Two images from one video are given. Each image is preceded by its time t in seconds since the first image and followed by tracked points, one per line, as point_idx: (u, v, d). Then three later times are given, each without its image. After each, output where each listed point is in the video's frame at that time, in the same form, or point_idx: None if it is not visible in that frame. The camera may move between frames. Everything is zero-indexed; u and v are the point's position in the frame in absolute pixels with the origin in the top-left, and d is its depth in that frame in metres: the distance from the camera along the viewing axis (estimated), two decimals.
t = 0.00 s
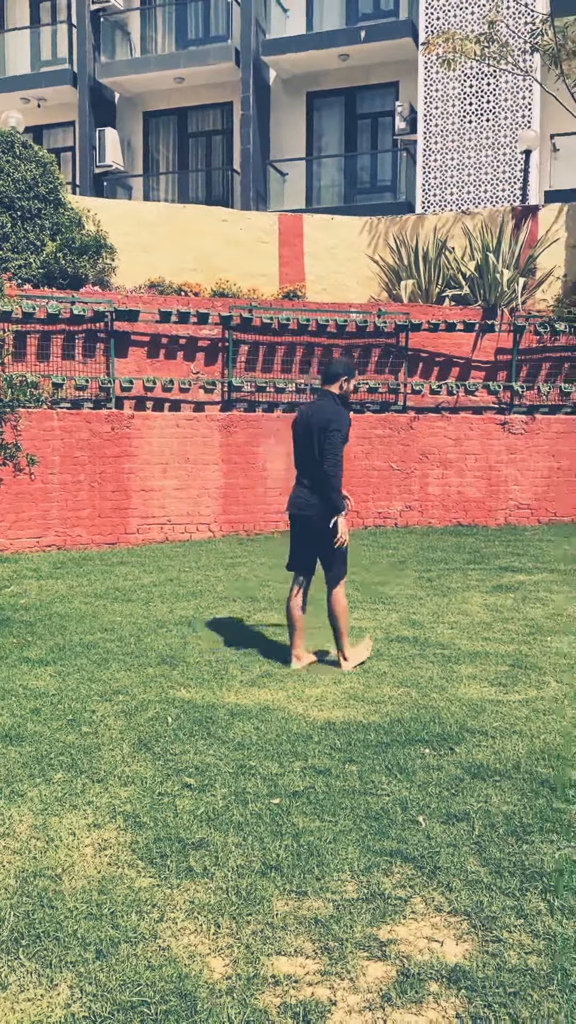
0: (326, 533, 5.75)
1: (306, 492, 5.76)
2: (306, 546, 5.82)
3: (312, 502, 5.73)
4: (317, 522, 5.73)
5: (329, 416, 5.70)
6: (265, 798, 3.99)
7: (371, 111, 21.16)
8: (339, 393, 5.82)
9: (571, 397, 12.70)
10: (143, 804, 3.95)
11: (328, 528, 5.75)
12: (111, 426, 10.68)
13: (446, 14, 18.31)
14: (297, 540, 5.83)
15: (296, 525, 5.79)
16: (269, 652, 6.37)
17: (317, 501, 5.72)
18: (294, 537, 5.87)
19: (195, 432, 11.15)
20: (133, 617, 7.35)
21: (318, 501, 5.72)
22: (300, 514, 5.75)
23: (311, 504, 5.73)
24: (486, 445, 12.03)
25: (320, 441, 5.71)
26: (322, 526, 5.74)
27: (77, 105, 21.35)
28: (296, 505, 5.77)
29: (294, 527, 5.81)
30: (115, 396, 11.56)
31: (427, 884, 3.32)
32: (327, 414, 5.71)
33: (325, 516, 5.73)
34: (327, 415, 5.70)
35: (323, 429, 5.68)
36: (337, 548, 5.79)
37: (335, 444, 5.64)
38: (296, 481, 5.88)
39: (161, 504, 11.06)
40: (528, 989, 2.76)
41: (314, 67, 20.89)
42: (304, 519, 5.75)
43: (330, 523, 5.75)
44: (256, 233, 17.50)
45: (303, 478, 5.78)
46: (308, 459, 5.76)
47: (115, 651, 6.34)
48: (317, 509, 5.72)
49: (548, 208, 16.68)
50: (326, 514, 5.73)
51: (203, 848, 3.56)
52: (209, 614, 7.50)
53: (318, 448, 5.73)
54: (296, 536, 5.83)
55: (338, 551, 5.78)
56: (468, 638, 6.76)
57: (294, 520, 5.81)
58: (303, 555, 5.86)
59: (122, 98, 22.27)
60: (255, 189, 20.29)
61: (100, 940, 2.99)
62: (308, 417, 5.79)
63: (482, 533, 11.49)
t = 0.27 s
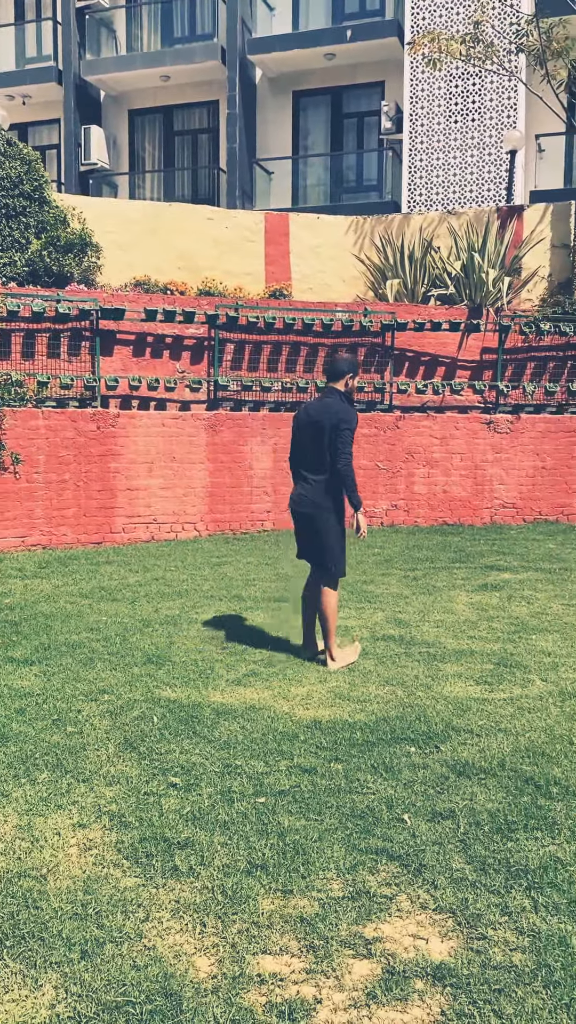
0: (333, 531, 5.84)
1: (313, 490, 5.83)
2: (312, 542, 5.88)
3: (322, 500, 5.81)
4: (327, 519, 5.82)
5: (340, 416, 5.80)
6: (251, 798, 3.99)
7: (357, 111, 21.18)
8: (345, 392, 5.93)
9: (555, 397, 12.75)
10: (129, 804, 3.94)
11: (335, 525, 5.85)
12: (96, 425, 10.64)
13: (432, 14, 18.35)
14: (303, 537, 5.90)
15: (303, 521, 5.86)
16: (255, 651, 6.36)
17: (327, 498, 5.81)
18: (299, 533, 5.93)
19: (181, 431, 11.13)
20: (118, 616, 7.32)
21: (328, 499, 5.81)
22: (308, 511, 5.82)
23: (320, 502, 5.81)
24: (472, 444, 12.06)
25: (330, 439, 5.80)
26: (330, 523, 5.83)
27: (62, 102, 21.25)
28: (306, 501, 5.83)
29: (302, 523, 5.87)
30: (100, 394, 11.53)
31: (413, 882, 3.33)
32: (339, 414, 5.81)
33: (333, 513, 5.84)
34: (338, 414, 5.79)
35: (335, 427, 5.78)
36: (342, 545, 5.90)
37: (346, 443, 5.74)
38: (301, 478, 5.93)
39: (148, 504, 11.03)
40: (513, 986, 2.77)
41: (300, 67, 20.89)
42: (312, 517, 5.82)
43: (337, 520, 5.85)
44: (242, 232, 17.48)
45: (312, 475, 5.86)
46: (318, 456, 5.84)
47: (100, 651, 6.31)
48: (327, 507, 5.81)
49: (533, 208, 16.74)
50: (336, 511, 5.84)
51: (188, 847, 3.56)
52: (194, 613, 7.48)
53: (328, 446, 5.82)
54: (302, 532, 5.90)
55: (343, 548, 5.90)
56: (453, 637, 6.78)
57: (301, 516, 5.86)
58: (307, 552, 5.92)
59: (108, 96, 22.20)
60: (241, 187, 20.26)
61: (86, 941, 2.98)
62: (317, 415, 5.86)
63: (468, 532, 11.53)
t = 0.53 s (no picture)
0: (331, 528, 5.85)
1: (310, 489, 5.85)
2: (310, 540, 5.87)
3: (319, 498, 5.83)
4: (325, 517, 5.83)
5: (333, 415, 5.84)
6: (236, 798, 3.98)
7: (343, 110, 21.20)
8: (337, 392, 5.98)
9: (540, 397, 12.80)
10: (113, 804, 3.93)
11: (333, 522, 5.87)
12: (81, 424, 10.61)
13: (417, 14, 18.38)
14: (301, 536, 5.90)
15: (301, 520, 5.87)
16: (240, 650, 6.36)
17: (324, 496, 5.83)
18: (296, 533, 5.92)
19: (166, 430, 11.10)
20: (103, 616, 7.30)
21: (325, 497, 5.83)
22: (306, 510, 5.82)
23: (317, 500, 5.83)
24: (457, 444, 12.10)
25: (324, 439, 5.84)
26: (328, 521, 5.85)
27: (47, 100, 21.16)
28: (303, 500, 5.84)
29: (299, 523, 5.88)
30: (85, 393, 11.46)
31: (397, 880, 3.34)
32: (331, 413, 5.85)
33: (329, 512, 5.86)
34: (331, 412, 5.84)
35: (327, 426, 5.82)
36: (339, 542, 5.92)
37: (339, 441, 5.79)
38: (297, 477, 5.94)
39: (133, 503, 11.01)
40: (497, 983, 2.78)
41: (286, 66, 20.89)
42: (310, 515, 5.83)
43: (334, 518, 5.87)
44: (228, 231, 17.45)
45: (307, 475, 5.87)
46: (312, 456, 5.86)
47: (85, 651, 6.29)
48: (325, 505, 5.83)
49: (517, 209, 16.81)
50: (334, 509, 5.86)
51: (173, 847, 3.55)
52: (179, 613, 7.46)
53: (321, 445, 5.85)
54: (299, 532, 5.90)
55: (339, 546, 5.92)
56: (437, 636, 6.79)
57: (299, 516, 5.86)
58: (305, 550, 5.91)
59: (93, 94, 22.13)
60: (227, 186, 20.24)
61: (70, 942, 2.97)
62: (310, 415, 5.90)
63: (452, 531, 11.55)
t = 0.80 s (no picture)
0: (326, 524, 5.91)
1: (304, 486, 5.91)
2: (308, 536, 5.96)
3: (312, 495, 5.89)
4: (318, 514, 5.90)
5: (323, 413, 5.84)
6: (220, 797, 3.98)
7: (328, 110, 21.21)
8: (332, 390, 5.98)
9: (523, 397, 12.86)
10: (96, 804, 3.92)
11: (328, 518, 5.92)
12: (65, 424, 10.58)
13: (402, 14, 18.41)
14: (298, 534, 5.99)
15: (296, 517, 5.96)
16: (225, 650, 6.35)
17: (316, 494, 5.88)
18: (293, 529, 6.03)
19: (150, 429, 11.07)
20: (86, 616, 7.27)
21: (318, 494, 5.88)
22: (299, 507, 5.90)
23: (311, 497, 5.89)
24: (441, 443, 12.13)
25: (315, 437, 5.86)
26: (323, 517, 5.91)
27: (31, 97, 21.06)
28: (297, 498, 5.92)
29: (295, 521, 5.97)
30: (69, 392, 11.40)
31: (380, 879, 3.35)
32: (322, 410, 5.85)
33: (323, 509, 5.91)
34: (322, 411, 5.85)
35: (318, 424, 5.83)
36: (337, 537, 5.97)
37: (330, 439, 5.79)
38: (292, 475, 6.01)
39: (117, 503, 10.98)
40: (480, 981, 2.79)
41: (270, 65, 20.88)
42: (304, 512, 5.91)
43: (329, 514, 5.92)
44: (212, 230, 17.42)
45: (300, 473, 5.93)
46: (304, 454, 5.90)
47: (68, 651, 6.26)
48: (318, 502, 5.89)
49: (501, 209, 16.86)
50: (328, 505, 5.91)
51: (156, 847, 3.55)
52: (163, 613, 7.43)
53: (313, 443, 5.88)
54: (295, 529, 5.98)
55: (338, 541, 5.96)
56: (421, 635, 6.81)
57: (294, 513, 5.95)
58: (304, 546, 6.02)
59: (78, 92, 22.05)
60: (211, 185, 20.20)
61: (52, 943, 2.96)
62: (303, 413, 5.93)
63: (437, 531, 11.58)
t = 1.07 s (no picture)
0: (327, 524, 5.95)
1: (307, 485, 5.93)
2: (307, 534, 5.99)
3: (315, 495, 5.91)
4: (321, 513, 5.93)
5: (331, 414, 5.83)
6: (203, 797, 3.97)
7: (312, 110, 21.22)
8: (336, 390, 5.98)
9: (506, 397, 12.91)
10: (78, 804, 3.91)
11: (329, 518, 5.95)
12: (48, 423, 10.54)
13: (386, 14, 18.43)
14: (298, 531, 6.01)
15: (297, 515, 5.98)
16: (208, 650, 6.34)
17: (320, 493, 5.91)
18: (293, 526, 6.05)
19: (134, 428, 11.04)
20: (69, 616, 7.23)
21: (321, 494, 5.91)
22: (301, 505, 5.93)
23: (314, 496, 5.91)
24: (424, 443, 12.17)
25: (322, 437, 5.85)
26: (324, 517, 5.94)
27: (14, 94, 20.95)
28: (299, 496, 5.94)
29: (296, 518, 5.98)
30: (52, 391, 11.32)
31: (363, 878, 3.35)
32: (330, 411, 5.84)
33: (326, 508, 5.93)
34: (329, 412, 5.84)
35: (325, 425, 5.83)
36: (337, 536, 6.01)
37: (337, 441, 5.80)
38: (295, 472, 6.02)
39: (101, 502, 10.94)
40: (462, 979, 2.80)
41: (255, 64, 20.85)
42: (305, 511, 5.94)
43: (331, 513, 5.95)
44: (196, 228, 17.37)
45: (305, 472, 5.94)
46: (310, 453, 5.90)
47: (50, 651, 6.23)
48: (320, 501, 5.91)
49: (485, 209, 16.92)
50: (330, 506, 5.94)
51: (139, 848, 3.54)
52: (147, 613, 7.40)
53: (319, 443, 5.88)
54: (295, 527, 6.00)
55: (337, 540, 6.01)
56: (405, 634, 6.82)
57: (295, 511, 5.98)
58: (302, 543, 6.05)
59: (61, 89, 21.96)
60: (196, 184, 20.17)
61: (33, 945, 2.94)
62: (309, 412, 5.91)
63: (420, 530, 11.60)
